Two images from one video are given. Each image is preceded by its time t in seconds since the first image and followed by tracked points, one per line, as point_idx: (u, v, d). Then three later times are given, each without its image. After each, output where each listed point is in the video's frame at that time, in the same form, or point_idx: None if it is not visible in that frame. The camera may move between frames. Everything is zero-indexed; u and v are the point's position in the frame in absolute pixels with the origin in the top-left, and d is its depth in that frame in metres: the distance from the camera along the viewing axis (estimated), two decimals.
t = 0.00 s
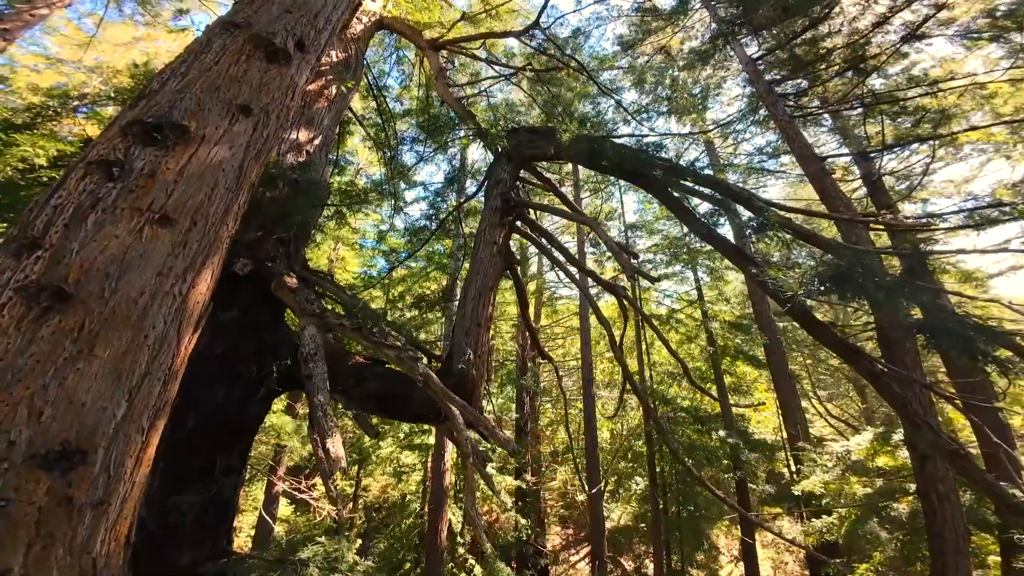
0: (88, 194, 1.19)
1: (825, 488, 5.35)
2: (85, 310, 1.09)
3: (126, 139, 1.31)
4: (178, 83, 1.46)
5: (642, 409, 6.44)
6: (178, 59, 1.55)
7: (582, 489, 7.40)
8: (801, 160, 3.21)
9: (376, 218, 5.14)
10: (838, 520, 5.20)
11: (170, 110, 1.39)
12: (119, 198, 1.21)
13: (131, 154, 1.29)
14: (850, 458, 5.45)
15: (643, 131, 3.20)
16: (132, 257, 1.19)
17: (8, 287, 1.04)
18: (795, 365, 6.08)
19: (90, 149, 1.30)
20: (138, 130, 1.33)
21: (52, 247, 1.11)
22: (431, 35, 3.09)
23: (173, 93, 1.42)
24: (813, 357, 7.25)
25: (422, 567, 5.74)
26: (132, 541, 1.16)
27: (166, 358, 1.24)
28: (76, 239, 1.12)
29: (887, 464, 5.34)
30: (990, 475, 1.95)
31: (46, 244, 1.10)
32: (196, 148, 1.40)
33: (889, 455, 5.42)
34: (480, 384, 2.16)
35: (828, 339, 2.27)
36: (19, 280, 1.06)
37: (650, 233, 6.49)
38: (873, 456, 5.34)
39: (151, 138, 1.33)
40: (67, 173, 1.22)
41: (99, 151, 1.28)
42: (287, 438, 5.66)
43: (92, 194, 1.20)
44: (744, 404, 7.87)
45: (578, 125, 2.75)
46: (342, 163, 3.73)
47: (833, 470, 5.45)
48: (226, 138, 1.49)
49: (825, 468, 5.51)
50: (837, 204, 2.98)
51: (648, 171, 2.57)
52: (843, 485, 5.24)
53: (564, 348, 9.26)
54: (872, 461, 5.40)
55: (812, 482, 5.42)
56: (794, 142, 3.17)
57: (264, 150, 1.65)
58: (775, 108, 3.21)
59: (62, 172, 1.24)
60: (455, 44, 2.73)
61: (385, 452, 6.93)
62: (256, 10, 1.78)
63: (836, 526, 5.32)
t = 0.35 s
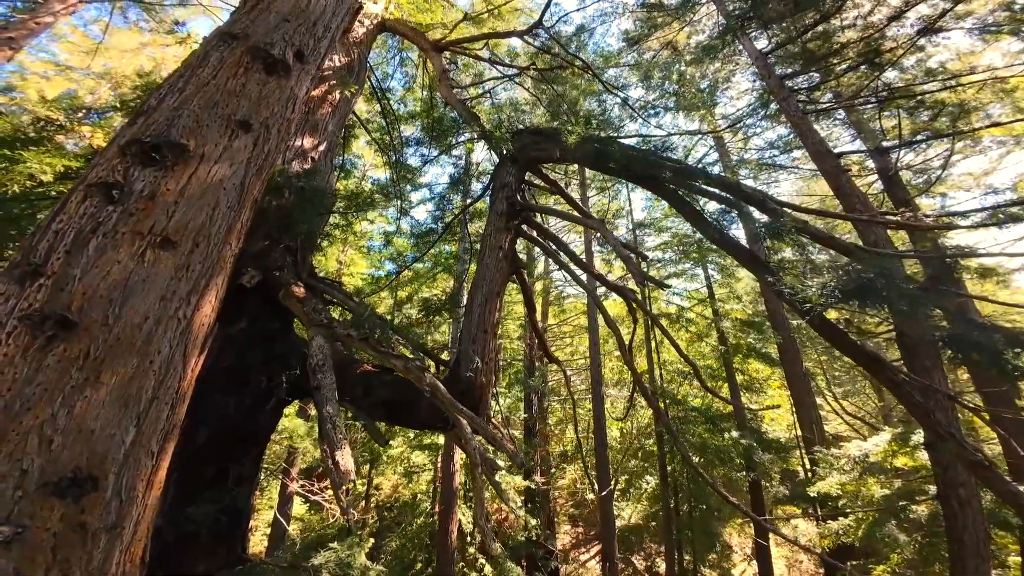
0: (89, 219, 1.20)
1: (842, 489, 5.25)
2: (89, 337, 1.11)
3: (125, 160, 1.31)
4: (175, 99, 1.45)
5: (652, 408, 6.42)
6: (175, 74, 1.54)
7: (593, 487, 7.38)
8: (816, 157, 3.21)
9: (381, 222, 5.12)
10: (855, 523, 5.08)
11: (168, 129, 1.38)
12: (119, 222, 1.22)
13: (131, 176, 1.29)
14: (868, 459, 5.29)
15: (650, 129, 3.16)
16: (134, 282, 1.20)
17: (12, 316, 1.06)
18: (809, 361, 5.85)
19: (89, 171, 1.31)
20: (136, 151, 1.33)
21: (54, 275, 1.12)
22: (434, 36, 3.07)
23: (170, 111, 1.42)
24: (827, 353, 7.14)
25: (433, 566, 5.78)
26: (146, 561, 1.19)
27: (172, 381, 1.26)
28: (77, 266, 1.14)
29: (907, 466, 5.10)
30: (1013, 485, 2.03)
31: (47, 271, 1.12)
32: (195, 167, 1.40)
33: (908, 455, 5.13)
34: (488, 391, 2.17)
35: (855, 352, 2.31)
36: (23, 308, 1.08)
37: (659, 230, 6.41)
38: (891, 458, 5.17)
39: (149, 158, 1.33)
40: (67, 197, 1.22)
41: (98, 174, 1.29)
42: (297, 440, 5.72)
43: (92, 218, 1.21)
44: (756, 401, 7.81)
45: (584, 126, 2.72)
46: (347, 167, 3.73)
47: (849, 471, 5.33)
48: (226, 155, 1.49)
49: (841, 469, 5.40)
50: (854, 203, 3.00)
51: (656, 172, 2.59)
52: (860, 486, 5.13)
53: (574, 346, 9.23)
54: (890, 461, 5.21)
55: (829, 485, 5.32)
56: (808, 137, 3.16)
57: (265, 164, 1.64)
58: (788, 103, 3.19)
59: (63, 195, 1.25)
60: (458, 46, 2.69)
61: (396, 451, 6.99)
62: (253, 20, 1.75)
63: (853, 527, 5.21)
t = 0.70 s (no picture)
0: (94, 243, 1.22)
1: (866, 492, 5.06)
2: (98, 364, 1.13)
3: (128, 182, 1.32)
4: (177, 117, 1.46)
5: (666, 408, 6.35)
6: (177, 90, 1.55)
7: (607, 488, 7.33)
8: (837, 154, 3.12)
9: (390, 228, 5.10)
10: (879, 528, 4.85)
11: (170, 149, 1.39)
12: (123, 246, 1.23)
13: (134, 198, 1.30)
14: (892, 463, 5.02)
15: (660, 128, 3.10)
16: (141, 307, 1.22)
17: (26, 346, 1.09)
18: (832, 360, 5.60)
19: (95, 194, 1.33)
20: (139, 172, 1.34)
21: (62, 302, 1.14)
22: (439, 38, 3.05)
23: (172, 130, 1.43)
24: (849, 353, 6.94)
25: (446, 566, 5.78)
26: None
27: (182, 403, 1.28)
28: (84, 292, 1.16)
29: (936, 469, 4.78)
30: None
31: (55, 298, 1.14)
32: (198, 187, 1.40)
33: (934, 459, 4.88)
34: (498, 398, 2.17)
35: (875, 358, 2.34)
36: (33, 336, 1.11)
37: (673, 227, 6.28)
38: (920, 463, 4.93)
39: (152, 179, 1.34)
40: (72, 221, 1.24)
41: (103, 196, 1.30)
42: (309, 443, 5.74)
43: (97, 242, 1.23)
44: (774, 400, 7.67)
45: (592, 127, 2.69)
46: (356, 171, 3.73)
47: (872, 473, 5.10)
48: (229, 173, 1.49)
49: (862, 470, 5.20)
50: (878, 202, 2.93)
51: (670, 173, 2.60)
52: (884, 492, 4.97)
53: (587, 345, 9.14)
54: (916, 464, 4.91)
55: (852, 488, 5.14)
56: (830, 135, 3.06)
57: (269, 179, 1.64)
58: (805, 98, 3.05)
59: (69, 220, 1.27)
60: (464, 47, 2.68)
61: (409, 450, 6.99)
62: (253, 32, 1.75)
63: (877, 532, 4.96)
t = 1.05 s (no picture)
0: (104, 266, 1.24)
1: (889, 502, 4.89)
2: (110, 387, 1.16)
3: (137, 203, 1.34)
4: (184, 135, 1.47)
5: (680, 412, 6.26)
6: (185, 107, 1.57)
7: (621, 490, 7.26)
8: (861, 152, 3.11)
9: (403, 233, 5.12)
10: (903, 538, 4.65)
11: (178, 169, 1.41)
12: (133, 269, 1.26)
13: (143, 220, 1.32)
14: (917, 471, 4.86)
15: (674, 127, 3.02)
16: (151, 329, 1.25)
17: (40, 370, 1.13)
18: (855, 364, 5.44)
19: (105, 216, 1.35)
20: (148, 193, 1.36)
21: (74, 326, 1.17)
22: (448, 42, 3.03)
23: (179, 149, 1.44)
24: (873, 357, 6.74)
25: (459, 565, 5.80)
26: None
27: (192, 423, 1.31)
28: (95, 316, 1.19)
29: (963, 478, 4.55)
30: None
31: (67, 321, 1.17)
32: (206, 207, 1.42)
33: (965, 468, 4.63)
34: (507, 408, 2.17)
35: (900, 368, 2.27)
36: (46, 360, 1.14)
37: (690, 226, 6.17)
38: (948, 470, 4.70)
39: (160, 200, 1.36)
40: (84, 244, 1.27)
41: (113, 218, 1.32)
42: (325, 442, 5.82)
43: (107, 265, 1.25)
44: (793, 404, 7.50)
45: (603, 131, 2.65)
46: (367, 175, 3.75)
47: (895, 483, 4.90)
48: (237, 191, 1.50)
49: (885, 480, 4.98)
50: (907, 204, 2.86)
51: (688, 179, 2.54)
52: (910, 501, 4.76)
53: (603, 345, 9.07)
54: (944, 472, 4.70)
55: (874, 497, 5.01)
56: (854, 135, 3.09)
57: (276, 196, 1.65)
58: (828, 98, 3.03)
59: (81, 241, 1.30)
60: (473, 50, 2.67)
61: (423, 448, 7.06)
62: (259, 46, 1.76)
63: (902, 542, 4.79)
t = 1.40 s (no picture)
0: (118, 283, 1.25)
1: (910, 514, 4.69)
2: (123, 402, 1.18)
3: (150, 220, 1.34)
4: (197, 151, 1.46)
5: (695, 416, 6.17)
6: (197, 123, 1.56)
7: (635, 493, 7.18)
8: (889, 158, 2.89)
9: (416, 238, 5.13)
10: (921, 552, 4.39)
11: (190, 187, 1.40)
12: (146, 287, 1.26)
13: (156, 238, 1.32)
14: (941, 486, 4.61)
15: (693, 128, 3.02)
16: (163, 346, 1.25)
17: (60, 385, 1.15)
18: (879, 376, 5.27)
19: (121, 233, 1.36)
20: (160, 211, 1.35)
21: (89, 343, 1.19)
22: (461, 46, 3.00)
23: (191, 166, 1.43)
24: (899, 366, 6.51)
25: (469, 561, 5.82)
26: None
27: (203, 436, 1.32)
28: (109, 332, 1.20)
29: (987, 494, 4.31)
30: None
31: (83, 338, 1.19)
32: (216, 225, 1.41)
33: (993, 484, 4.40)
34: (515, 416, 2.16)
35: (922, 384, 2.19)
36: (64, 376, 1.16)
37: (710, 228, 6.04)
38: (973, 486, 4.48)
39: (172, 218, 1.35)
40: (100, 261, 1.28)
41: (127, 235, 1.33)
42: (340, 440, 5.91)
43: (122, 283, 1.26)
44: (815, 412, 7.31)
45: (616, 137, 2.60)
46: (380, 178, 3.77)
47: (917, 496, 4.70)
48: (247, 208, 1.48)
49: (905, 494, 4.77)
50: (937, 211, 2.74)
51: (704, 186, 2.51)
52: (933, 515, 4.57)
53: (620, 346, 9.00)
54: (970, 487, 4.47)
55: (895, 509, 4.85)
56: (882, 141, 2.82)
57: (287, 210, 1.63)
58: (853, 99, 2.90)
59: (97, 259, 1.31)
60: (486, 54, 2.67)
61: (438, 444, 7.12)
62: (270, 58, 1.74)
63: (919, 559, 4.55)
